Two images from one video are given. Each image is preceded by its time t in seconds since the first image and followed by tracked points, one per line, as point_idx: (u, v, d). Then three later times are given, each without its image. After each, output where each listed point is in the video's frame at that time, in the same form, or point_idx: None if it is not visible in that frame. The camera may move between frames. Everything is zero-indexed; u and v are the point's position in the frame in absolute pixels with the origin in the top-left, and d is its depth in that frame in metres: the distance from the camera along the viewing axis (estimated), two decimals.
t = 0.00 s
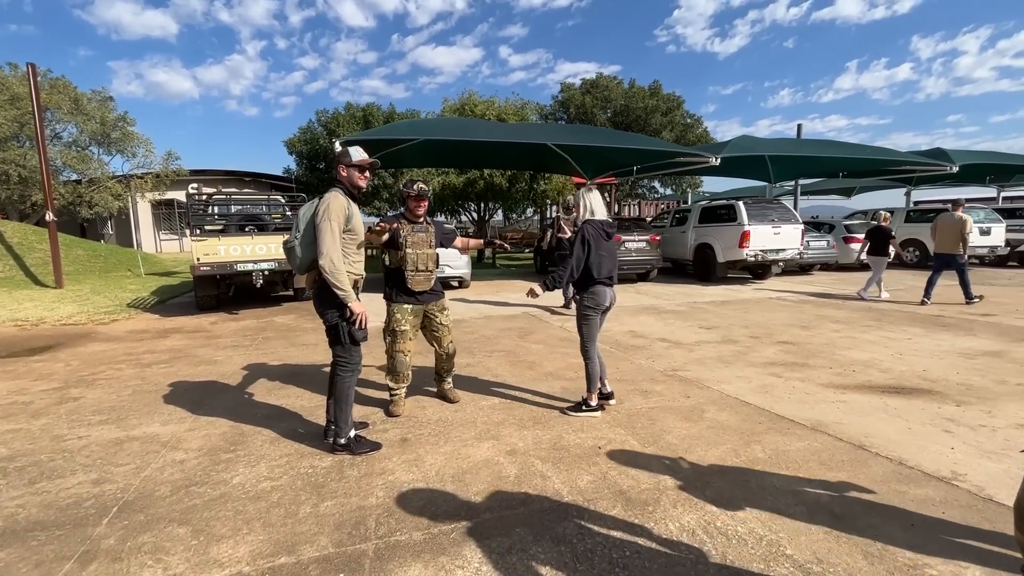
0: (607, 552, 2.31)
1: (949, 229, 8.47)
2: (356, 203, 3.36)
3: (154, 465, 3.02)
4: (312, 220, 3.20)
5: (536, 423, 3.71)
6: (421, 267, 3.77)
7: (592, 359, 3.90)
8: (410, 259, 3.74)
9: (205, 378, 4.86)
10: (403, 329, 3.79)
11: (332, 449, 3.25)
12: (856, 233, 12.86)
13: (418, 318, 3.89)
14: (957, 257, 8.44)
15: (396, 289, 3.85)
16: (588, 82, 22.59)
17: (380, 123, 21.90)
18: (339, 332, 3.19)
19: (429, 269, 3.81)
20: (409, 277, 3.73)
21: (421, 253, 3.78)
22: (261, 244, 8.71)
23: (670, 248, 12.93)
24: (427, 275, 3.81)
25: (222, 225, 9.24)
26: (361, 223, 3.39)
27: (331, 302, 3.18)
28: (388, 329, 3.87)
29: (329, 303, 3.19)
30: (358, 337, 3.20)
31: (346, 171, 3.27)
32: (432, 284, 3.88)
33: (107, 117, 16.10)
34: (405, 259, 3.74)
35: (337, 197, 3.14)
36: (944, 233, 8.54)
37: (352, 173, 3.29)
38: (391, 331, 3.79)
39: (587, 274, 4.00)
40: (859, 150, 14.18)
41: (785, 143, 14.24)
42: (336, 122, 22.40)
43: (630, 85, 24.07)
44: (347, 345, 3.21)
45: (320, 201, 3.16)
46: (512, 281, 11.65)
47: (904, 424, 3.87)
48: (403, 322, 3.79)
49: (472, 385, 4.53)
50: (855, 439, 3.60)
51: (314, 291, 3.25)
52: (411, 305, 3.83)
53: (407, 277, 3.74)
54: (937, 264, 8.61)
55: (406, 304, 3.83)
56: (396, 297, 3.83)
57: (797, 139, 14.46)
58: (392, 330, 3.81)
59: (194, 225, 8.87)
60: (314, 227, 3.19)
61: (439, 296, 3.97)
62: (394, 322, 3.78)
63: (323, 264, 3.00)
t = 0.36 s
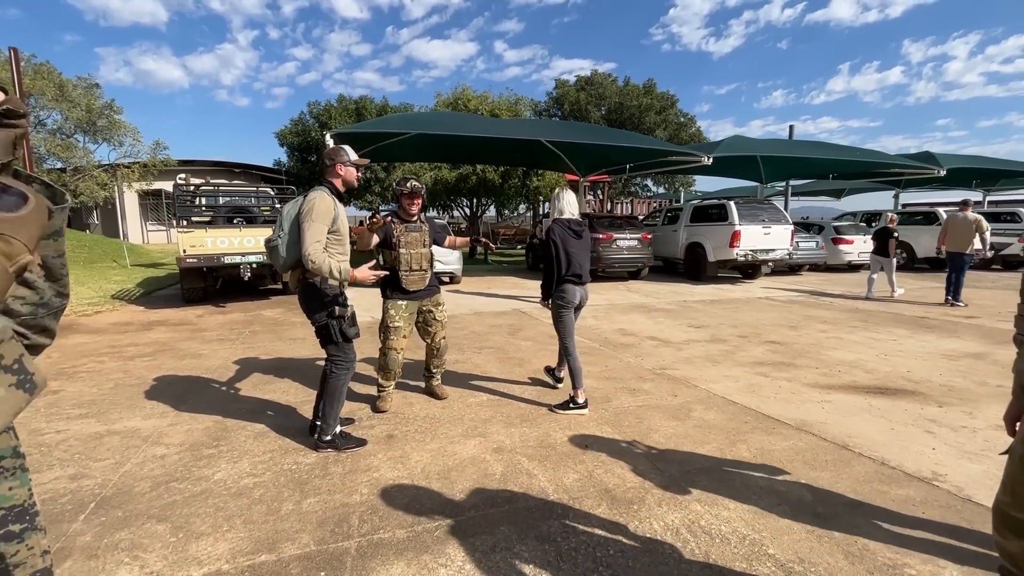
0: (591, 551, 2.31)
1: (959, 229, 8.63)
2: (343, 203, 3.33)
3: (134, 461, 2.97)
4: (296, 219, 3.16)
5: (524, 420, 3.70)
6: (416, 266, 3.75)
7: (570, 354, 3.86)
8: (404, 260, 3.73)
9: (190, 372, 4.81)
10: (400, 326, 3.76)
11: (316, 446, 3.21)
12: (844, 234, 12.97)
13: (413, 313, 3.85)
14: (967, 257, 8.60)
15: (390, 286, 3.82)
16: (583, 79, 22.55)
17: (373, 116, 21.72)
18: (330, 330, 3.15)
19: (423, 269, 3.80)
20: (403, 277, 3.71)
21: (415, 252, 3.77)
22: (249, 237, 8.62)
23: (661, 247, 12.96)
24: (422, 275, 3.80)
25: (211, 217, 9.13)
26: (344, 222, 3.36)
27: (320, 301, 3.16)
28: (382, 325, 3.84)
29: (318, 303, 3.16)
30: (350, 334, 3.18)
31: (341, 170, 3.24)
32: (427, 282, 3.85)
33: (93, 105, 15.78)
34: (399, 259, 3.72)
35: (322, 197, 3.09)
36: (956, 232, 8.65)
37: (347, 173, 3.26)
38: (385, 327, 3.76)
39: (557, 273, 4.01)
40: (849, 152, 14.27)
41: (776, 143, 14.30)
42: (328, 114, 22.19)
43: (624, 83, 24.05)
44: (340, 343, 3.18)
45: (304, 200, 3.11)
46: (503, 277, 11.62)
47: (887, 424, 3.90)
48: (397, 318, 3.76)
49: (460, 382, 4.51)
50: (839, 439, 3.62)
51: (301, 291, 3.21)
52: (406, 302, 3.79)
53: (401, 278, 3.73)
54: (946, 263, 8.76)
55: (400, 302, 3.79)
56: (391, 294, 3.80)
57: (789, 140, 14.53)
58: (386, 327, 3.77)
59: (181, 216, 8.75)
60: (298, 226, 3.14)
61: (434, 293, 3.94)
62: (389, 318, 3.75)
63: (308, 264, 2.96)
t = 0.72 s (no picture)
0: (566, 549, 2.32)
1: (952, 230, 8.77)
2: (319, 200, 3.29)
3: (104, 463, 2.93)
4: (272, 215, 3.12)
5: (504, 419, 3.70)
6: (390, 264, 3.74)
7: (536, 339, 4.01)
8: (379, 256, 3.71)
9: (167, 372, 4.74)
10: (373, 326, 3.74)
11: (293, 446, 3.19)
12: (827, 233, 13.12)
13: (387, 313, 3.84)
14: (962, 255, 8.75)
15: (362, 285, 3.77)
16: (571, 78, 22.57)
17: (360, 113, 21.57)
18: (302, 329, 3.12)
19: (396, 266, 3.80)
20: (379, 274, 3.69)
21: (389, 250, 3.76)
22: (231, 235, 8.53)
23: (648, 245, 13.00)
24: (397, 271, 3.79)
25: (192, 214, 8.98)
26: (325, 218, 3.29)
27: (292, 300, 3.13)
28: (356, 324, 3.81)
29: (290, 301, 3.13)
30: (322, 333, 3.14)
31: (316, 167, 3.21)
32: (400, 281, 3.85)
33: (72, 99, 14.29)
34: (374, 255, 3.70)
35: (301, 193, 3.03)
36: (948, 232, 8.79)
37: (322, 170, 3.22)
38: (361, 327, 3.74)
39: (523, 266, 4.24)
40: (832, 152, 14.44)
41: (761, 143, 14.42)
42: (315, 111, 22.00)
43: (611, 82, 24.12)
44: (311, 343, 3.15)
45: (282, 196, 3.04)
46: (490, 276, 11.60)
47: (862, 420, 3.95)
48: (372, 318, 3.74)
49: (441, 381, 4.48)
50: (814, 435, 3.67)
51: (273, 288, 3.18)
52: (379, 301, 3.78)
53: (377, 274, 3.70)
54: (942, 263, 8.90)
55: (375, 300, 3.77)
56: (366, 292, 3.76)
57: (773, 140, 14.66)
58: (360, 327, 3.75)
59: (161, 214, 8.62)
60: (274, 223, 3.09)
61: (406, 291, 3.94)
62: (363, 318, 3.73)
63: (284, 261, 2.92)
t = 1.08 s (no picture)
0: (549, 550, 2.32)
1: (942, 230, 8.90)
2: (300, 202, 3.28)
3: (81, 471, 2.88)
4: (253, 218, 3.07)
5: (489, 420, 3.69)
6: (376, 262, 3.73)
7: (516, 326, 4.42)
8: (366, 254, 3.69)
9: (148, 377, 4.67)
10: (352, 327, 3.71)
11: (276, 450, 3.17)
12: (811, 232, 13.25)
13: (368, 313, 3.81)
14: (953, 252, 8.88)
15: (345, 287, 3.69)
16: (559, 79, 22.60)
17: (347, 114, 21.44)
18: (290, 332, 3.09)
19: (382, 265, 3.78)
20: (363, 273, 3.65)
21: (375, 248, 3.74)
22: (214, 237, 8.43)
23: (635, 245, 13.05)
24: (381, 271, 3.77)
25: (174, 216, 8.89)
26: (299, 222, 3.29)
27: (277, 303, 3.10)
28: (336, 325, 3.76)
29: (275, 305, 3.09)
30: (310, 334, 3.12)
31: (294, 169, 3.18)
32: (384, 281, 3.82)
33: (52, 99, 14.03)
34: (361, 253, 3.67)
35: (283, 196, 3.04)
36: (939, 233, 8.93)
37: (301, 171, 3.21)
38: (341, 328, 3.70)
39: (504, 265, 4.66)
40: (815, 152, 14.60)
41: (746, 143, 14.55)
42: (301, 112, 21.83)
43: (599, 82, 24.19)
44: (300, 344, 3.12)
45: (265, 199, 3.02)
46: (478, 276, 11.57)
47: (845, 417, 3.99)
48: (352, 319, 3.70)
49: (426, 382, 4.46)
50: (797, 432, 3.70)
51: (255, 292, 3.11)
52: (362, 302, 3.73)
53: (362, 273, 3.66)
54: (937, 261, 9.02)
55: (356, 302, 3.72)
56: (347, 292, 3.70)
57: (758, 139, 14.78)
58: (340, 328, 3.71)
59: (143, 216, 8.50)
60: (256, 226, 3.04)
61: (388, 292, 3.92)
62: (344, 319, 3.69)
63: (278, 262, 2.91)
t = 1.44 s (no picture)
0: (538, 551, 2.32)
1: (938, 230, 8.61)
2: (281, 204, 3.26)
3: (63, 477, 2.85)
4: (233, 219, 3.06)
5: (477, 420, 3.69)
6: (370, 270, 3.70)
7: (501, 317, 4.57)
8: (359, 263, 3.66)
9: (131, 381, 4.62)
10: (351, 331, 3.69)
11: (262, 454, 3.16)
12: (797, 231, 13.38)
13: (367, 319, 3.78)
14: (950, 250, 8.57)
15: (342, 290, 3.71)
16: (547, 79, 22.62)
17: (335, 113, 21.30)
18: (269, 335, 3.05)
19: (377, 273, 3.76)
20: (358, 281, 3.65)
21: (369, 256, 3.72)
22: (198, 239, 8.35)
23: (624, 244, 13.09)
24: (376, 278, 3.75)
25: (158, 217, 8.78)
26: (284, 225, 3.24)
27: (257, 306, 3.06)
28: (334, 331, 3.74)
29: (254, 306, 3.07)
30: (291, 338, 3.07)
31: (272, 173, 3.16)
32: (381, 285, 3.81)
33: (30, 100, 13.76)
34: (354, 262, 3.65)
35: (260, 196, 3.00)
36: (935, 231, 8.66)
37: (279, 175, 3.19)
38: (339, 333, 3.68)
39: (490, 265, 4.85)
40: (801, 152, 14.74)
41: (733, 143, 14.66)
42: (288, 112, 21.66)
43: (587, 82, 24.25)
44: (280, 348, 3.08)
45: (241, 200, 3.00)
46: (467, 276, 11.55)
47: (831, 413, 4.03)
48: (351, 324, 3.69)
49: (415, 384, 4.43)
50: (783, 429, 3.73)
51: (237, 295, 3.11)
52: (360, 307, 3.72)
53: (356, 281, 3.65)
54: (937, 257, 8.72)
55: (354, 306, 3.71)
56: (345, 299, 3.70)
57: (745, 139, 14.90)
58: (339, 333, 3.69)
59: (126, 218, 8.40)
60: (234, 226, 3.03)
61: (387, 296, 3.90)
62: (342, 324, 3.67)
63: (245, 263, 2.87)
